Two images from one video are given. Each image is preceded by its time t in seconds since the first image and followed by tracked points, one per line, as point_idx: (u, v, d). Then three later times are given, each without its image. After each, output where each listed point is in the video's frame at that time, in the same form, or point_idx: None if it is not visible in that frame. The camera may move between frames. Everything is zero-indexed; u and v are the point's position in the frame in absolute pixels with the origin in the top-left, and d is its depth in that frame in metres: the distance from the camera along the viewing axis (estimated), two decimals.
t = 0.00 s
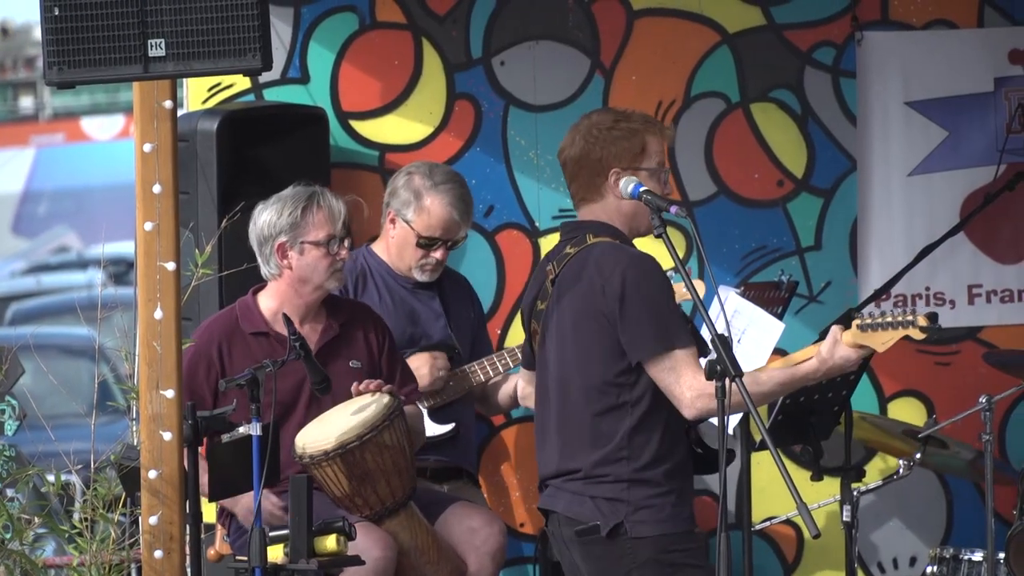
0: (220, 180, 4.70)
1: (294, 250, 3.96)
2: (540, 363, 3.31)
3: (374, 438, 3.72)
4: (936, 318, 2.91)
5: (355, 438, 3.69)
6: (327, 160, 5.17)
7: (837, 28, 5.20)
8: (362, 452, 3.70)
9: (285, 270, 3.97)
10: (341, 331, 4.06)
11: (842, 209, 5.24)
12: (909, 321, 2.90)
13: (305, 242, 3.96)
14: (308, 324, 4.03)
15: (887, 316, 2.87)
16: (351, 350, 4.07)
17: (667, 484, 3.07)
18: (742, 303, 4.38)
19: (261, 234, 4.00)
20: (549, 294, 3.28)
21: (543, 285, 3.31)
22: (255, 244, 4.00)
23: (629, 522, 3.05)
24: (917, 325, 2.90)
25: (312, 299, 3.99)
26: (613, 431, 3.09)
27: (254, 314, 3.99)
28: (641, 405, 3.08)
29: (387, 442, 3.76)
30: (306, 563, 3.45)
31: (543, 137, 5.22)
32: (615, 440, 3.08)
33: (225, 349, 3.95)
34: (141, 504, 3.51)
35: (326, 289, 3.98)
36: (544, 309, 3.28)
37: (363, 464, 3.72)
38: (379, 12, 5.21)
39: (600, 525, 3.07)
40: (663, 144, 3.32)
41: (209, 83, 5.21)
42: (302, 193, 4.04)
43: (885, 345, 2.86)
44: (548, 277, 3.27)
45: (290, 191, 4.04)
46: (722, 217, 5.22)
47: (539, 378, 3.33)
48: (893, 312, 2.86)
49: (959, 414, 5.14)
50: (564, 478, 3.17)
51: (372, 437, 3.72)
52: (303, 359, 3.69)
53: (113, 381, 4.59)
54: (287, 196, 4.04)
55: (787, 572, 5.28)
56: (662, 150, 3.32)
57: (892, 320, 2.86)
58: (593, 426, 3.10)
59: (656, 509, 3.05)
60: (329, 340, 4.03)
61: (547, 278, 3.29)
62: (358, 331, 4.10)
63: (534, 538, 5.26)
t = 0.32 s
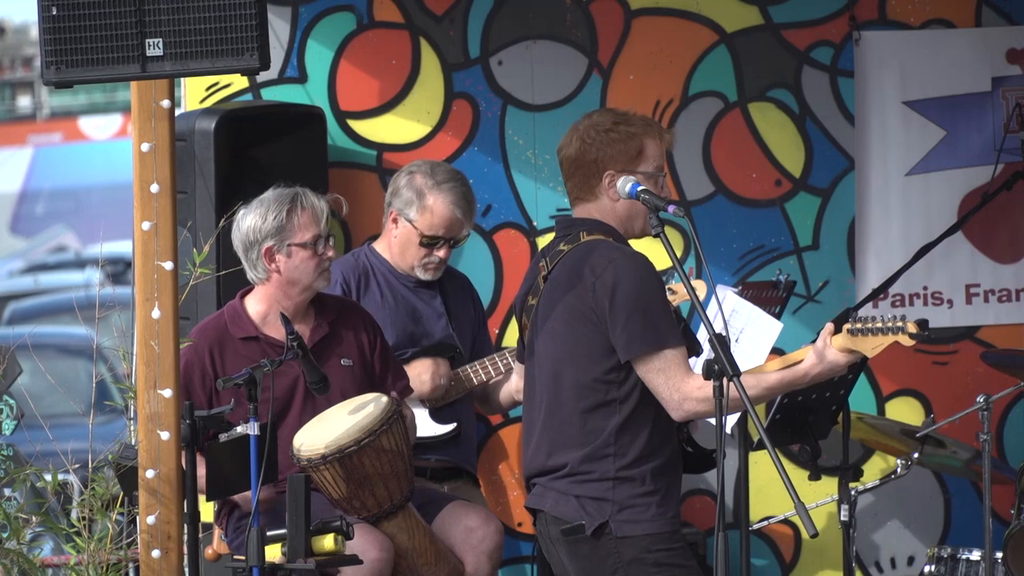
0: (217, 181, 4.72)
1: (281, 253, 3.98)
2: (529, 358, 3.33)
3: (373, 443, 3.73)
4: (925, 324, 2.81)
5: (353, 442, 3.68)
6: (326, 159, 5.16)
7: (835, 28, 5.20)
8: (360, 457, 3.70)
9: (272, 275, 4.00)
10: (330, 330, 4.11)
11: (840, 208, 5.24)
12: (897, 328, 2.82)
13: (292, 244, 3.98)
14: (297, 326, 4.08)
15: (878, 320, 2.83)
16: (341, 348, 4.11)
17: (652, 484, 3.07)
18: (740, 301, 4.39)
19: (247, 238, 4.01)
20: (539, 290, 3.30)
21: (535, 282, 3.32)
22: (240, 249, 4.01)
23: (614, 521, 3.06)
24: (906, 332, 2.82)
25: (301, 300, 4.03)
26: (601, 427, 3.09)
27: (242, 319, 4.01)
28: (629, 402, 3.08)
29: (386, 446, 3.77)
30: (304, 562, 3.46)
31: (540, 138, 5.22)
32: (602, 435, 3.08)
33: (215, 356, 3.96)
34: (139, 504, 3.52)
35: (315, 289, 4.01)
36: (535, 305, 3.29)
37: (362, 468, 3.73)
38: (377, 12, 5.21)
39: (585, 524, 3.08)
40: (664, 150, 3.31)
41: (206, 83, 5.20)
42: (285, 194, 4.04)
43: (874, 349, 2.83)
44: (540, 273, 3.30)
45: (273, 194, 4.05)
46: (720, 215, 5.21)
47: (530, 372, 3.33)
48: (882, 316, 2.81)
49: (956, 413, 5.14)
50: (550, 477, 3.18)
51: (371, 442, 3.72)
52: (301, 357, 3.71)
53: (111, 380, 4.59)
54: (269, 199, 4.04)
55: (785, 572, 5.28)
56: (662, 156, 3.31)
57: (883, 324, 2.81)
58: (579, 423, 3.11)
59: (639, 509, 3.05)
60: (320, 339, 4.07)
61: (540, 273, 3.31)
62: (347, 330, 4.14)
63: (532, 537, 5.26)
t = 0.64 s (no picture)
0: (215, 180, 4.74)
1: (279, 250, 3.98)
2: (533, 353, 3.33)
3: (373, 438, 3.79)
4: (924, 354, 2.91)
5: (354, 436, 3.74)
6: (323, 158, 5.19)
7: (833, 27, 5.20)
8: (360, 450, 3.77)
9: (270, 271, 4.00)
10: (326, 327, 4.12)
11: (838, 208, 5.23)
12: (897, 355, 2.90)
13: (289, 240, 3.99)
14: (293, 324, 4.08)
15: (879, 345, 2.91)
16: (338, 347, 4.13)
17: (647, 481, 3.08)
18: (738, 301, 4.41)
19: (244, 235, 4.00)
20: (548, 285, 3.27)
21: (542, 278, 3.31)
22: (237, 247, 4.01)
23: (611, 519, 3.06)
24: (905, 359, 2.91)
25: (298, 296, 4.05)
26: (599, 425, 3.10)
27: (238, 315, 4.02)
28: (628, 402, 3.08)
29: (386, 441, 3.83)
30: (303, 560, 3.46)
31: (539, 137, 5.22)
32: (599, 434, 3.09)
33: (212, 353, 3.96)
34: (137, 503, 3.52)
35: (312, 285, 4.03)
36: (543, 299, 3.27)
37: (362, 462, 3.78)
38: (375, 10, 5.21)
39: (582, 522, 3.09)
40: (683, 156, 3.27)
41: (205, 81, 5.22)
42: (281, 191, 4.06)
43: (873, 373, 2.89)
44: (549, 269, 3.28)
45: (268, 190, 4.07)
46: (719, 214, 5.21)
47: (533, 365, 3.34)
48: (886, 342, 2.90)
49: (954, 412, 5.12)
50: (547, 474, 3.19)
51: (371, 436, 3.78)
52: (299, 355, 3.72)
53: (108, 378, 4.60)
54: (264, 196, 4.06)
55: (784, 569, 5.26)
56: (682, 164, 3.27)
57: (886, 350, 2.88)
58: (577, 420, 3.12)
59: (637, 506, 3.06)
60: (316, 336, 4.08)
61: (548, 269, 3.29)
62: (343, 330, 4.16)
63: (530, 536, 5.24)
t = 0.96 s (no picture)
0: (212, 179, 4.77)
1: (283, 245, 4.08)
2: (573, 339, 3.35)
3: (369, 428, 3.80)
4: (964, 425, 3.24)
5: (349, 426, 3.75)
6: (321, 154, 5.18)
7: (830, 26, 5.20)
8: (357, 440, 3.77)
9: (273, 266, 4.09)
10: (325, 324, 4.18)
11: (836, 207, 5.22)
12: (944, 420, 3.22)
13: (294, 236, 4.09)
14: (293, 320, 4.15)
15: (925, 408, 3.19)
16: (336, 343, 4.18)
17: (671, 484, 3.16)
18: (736, 299, 4.44)
19: (249, 230, 4.10)
20: (602, 280, 3.26)
21: (600, 269, 3.29)
22: (241, 241, 4.10)
23: (635, 520, 3.12)
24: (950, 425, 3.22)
25: (300, 292, 4.13)
26: (633, 431, 3.15)
27: (239, 310, 4.09)
28: (663, 414, 3.15)
29: (382, 431, 3.84)
30: (299, 560, 3.46)
31: (535, 136, 5.22)
32: (632, 440, 3.15)
33: (212, 348, 4.02)
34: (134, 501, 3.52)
35: (314, 281, 4.12)
36: (594, 292, 3.28)
37: (358, 452, 3.79)
38: (372, 9, 5.21)
39: (606, 522, 3.14)
40: (763, 185, 3.33)
41: (202, 80, 5.21)
42: (288, 187, 4.15)
43: (919, 432, 3.17)
44: (606, 264, 3.26)
45: (274, 186, 4.15)
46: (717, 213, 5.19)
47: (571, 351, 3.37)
48: (936, 407, 3.23)
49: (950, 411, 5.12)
50: (572, 472, 3.25)
51: (368, 426, 3.79)
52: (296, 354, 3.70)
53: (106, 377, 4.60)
54: (272, 191, 4.14)
55: (781, 569, 5.19)
56: (760, 191, 3.34)
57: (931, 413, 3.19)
58: (612, 422, 3.16)
59: (662, 508, 3.13)
60: (314, 334, 4.15)
61: (605, 265, 3.27)
62: (341, 324, 4.21)
63: (526, 535, 5.22)
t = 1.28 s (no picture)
0: (204, 177, 4.82)
1: (274, 246, 4.11)
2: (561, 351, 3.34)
3: (358, 425, 3.77)
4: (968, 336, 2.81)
5: (339, 423, 3.73)
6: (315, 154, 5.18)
7: (823, 25, 5.20)
8: (346, 437, 3.75)
9: (264, 266, 4.12)
10: (316, 323, 4.17)
11: (828, 207, 5.21)
12: (940, 337, 2.80)
13: (286, 237, 4.12)
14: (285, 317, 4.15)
15: (920, 328, 2.83)
16: (327, 340, 4.18)
17: (688, 477, 3.12)
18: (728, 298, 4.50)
19: (240, 230, 4.13)
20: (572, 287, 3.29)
21: (568, 278, 3.31)
22: (233, 241, 4.13)
23: (653, 513, 3.09)
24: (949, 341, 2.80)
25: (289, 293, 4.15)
26: (640, 427, 3.12)
27: (229, 308, 4.11)
28: (666, 404, 3.12)
29: (371, 429, 3.82)
30: (291, 559, 3.49)
31: (527, 134, 5.22)
32: (643, 437, 3.11)
33: (201, 346, 4.04)
34: (127, 501, 3.53)
35: (304, 283, 4.15)
36: (567, 302, 3.29)
37: (348, 450, 3.76)
38: (365, 8, 5.21)
39: (624, 516, 3.08)
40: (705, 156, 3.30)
41: (194, 79, 5.21)
42: (281, 188, 4.19)
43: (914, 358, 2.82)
44: (572, 272, 3.28)
45: (268, 187, 4.19)
46: (710, 213, 5.18)
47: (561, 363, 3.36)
48: (926, 326, 2.82)
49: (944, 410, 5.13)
50: (585, 471, 3.21)
51: (357, 423, 3.77)
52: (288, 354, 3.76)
53: (98, 377, 4.61)
54: (265, 192, 4.18)
55: (773, 568, 5.18)
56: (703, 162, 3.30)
57: (926, 333, 2.81)
58: (615, 423, 3.13)
59: (679, 501, 3.09)
60: (305, 331, 4.14)
61: (570, 272, 3.31)
62: (332, 322, 4.20)
63: (519, 534, 5.21)
